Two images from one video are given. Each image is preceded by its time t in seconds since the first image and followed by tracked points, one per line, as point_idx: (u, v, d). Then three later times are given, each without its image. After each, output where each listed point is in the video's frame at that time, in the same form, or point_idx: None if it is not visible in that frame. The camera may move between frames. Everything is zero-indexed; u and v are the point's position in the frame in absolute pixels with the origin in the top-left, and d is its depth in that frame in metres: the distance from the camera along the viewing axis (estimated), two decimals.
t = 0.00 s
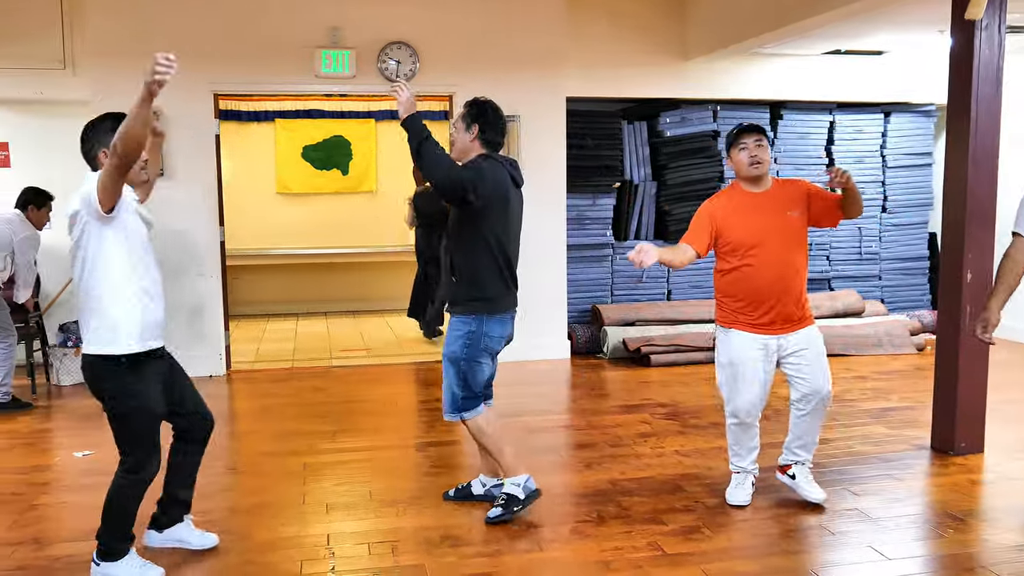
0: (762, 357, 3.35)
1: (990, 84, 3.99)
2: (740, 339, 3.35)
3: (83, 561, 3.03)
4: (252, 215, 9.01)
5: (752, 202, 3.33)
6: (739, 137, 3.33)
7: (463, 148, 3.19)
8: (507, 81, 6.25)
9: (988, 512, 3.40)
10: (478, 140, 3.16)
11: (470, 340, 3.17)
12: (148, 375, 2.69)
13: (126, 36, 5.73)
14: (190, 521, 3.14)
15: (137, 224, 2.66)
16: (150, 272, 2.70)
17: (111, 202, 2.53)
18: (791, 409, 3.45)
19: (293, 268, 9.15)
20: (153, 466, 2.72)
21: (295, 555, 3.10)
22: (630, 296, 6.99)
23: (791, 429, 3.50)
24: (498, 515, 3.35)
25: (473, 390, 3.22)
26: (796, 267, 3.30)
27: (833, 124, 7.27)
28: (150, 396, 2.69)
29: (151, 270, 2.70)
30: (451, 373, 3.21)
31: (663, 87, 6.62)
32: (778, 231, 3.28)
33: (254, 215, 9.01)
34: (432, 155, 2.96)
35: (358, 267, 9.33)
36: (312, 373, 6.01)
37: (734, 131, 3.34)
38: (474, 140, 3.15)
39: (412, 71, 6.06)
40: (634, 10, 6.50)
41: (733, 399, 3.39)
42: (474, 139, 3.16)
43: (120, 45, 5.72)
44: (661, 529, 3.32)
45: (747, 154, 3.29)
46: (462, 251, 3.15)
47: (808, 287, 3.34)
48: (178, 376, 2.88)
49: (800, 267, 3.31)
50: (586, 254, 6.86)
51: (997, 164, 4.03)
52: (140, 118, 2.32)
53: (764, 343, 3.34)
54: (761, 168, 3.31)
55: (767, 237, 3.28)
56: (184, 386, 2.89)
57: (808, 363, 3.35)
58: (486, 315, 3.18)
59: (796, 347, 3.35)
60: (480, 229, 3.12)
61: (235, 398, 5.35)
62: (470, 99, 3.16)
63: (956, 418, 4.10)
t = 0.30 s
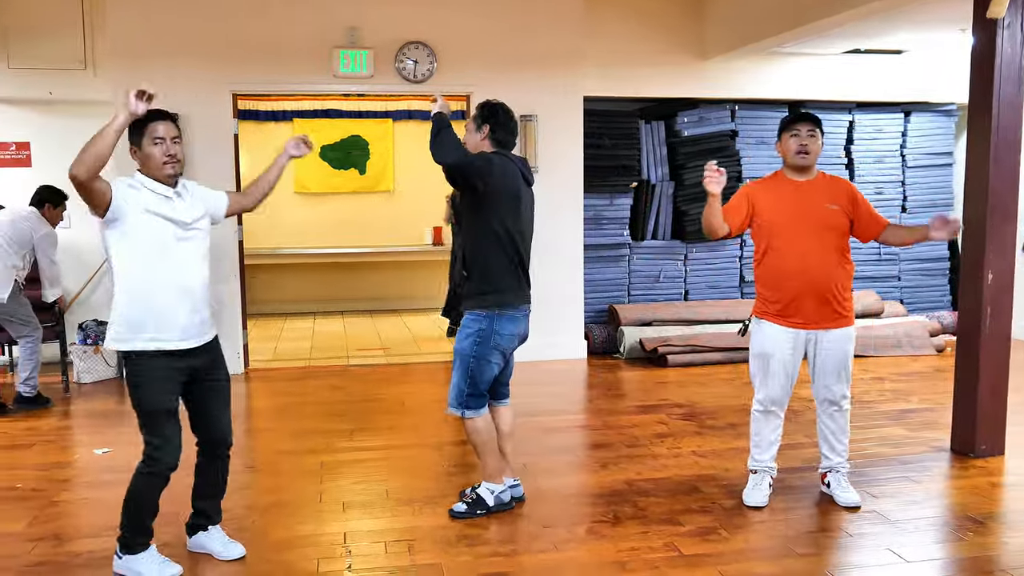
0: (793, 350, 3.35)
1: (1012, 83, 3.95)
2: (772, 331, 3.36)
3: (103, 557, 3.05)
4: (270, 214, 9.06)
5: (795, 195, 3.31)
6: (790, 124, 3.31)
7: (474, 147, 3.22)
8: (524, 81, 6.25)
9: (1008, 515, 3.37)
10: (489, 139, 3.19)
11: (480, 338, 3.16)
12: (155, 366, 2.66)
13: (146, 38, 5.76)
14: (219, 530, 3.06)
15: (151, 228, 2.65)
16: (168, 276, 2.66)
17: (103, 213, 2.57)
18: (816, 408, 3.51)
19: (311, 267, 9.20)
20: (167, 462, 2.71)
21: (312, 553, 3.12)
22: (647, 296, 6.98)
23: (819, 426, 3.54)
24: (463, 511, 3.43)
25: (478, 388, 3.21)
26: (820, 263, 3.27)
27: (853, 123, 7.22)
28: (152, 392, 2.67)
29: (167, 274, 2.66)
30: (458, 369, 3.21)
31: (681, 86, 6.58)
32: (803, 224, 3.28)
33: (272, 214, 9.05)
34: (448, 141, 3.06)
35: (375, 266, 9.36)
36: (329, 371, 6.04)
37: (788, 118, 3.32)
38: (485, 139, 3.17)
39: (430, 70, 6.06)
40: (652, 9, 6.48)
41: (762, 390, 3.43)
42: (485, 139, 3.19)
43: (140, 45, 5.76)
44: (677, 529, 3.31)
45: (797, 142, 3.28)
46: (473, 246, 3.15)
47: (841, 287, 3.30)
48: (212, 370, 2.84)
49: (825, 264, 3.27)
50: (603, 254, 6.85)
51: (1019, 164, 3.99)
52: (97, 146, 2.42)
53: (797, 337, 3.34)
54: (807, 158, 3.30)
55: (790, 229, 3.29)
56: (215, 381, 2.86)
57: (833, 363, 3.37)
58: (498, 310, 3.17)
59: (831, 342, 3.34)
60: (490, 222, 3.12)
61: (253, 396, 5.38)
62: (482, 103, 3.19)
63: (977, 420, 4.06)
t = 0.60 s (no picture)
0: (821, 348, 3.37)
1: None
2: (800, 326, 3.38)
3: (120, 550, 3.08)
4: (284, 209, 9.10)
5: (832, 193, 3.29)
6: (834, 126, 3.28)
7: (485, 144, 3.21)
8: (537, 76, 6.24)
9: None
10: (500, 136, 3.19)
11: (494, 333, 3.17)
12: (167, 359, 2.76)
13: (161, 34, 5.78)
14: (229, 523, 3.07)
15: (165, 227, 2.71)
16: (184, 274, 2.71)
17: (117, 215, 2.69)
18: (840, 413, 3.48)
19: (325, 262, 9.23)
20: (174, 450, 2.80)
21: (326, 547, 3.13)
22: (661, 292, 6.96)
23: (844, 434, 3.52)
24: (485, 506, 3.41)
25: (493, 384, 3.21)
26: (845, 261, 3.25)
27: (869, 119, 7.17)
28: (161, 382, 2.77)
29: (183, 273, 2.71)
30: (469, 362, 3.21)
31: (695, 82, 6.55)
32: (830, 222, 3.27)
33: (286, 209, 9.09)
34: (469, 145, 2.98)
35: (389, 261, 9.39)
36: (343, 366, 6.06)
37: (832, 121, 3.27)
38: (496, 135, 3.17)
39: (443, 66, 6.06)
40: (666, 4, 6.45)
41: (787, 383, 3.44)
42: (495, 135, 3.19)
43: (155, 42, 5.78)
44: (690, 526, 3.31)
45: (840, 144, 3.23)
46: (491, 246, 3.14)
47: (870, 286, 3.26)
48: (236, 367, 2.86)
49: (851, 262, 3.25)
50: (617, 250, 6.84)
51: None
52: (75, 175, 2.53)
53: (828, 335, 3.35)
54: (848, 162, 3.25)
55: (822, 228, 3.29)
56: (240, 379, 2.86)
57: (861, 365, 3.34)
58: (516, 307, 3.18)
59: (863, 341, 3.31)
60: (506, 219, 3.12)
61: (267, 391, 5.40)
62: (492, 97, 3.18)
63: (993, 418, 4.04)
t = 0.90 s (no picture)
0: (839, 337, 3.35)
1: None
2: (819, 319, 3.36)
3: (137, 539, 3.10)
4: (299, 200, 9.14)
5: (847, 183, 3.27)
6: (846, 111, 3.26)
7: (495, 134, 3.19)
8: (551, 68, 6.22)
9: None
10: (510, 124, 3.16)
11: (515, 324, 3.18)
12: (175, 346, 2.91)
13: (177, 26, 5.79)
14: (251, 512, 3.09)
15: (177, 218, 2.82)
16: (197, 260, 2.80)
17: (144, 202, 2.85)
18: (855, 398, 3.46)
19: (339, 254, 9.26)
20: (185, 432, 2.96)
21: (340, 537, 3.15)
22: (675, 284, 6.95)
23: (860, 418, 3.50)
24: (504, 502, 3.42)
25: (523, 374, 3.24)
26: (854, 253, 3.24)
27: (885, 110, 7.12)
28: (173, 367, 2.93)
29: (196, 259, 2.81)
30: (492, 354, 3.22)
31: (711, 73, 6.50)
32: (844, 215, 3.26)
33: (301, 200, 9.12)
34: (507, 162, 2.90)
35: (403, 253, 9.40)
36: (358, 358, 6.08)
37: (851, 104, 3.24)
38: (505, 124, 3.15)
39: (458, 57, 6.06)
40: None
41: (811, 376, 3.44)
42: (506, 125, 3.16)
43: (171, 35, 5.79)
44: (703, 518, 3.30)
45: (855, 131, 3.22)
46: (504, 237, 3.14)
47: (878, 279, 3.25)
48: (234, 359, 2.89)
49: (858, 253, 3.24)
50: (631, 242, 6.83)
51: None
52: (84, 172, 2.73)
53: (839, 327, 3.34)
54: (863, 148, 3.25)
55: (835, 219, 3.27)
56: (234, 370, 2.90)
57: (878, 355, 3.34)
58: (529, 298, 3.19)
59: (875, 329, 3.32)
60: (525, 215, 3.12)
61: (281, 382, 5.43)
62: (501, 82, 3.13)
63: (1010, 412, 4.01)
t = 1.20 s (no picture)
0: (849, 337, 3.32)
1: None
2: (829, 317, 3.34)
3: (154, 531, 3.13)
4: (314, 194, 9.18)
5: (856, 182, 3.25)
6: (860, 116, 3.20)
7: (503, 138, 3.17)
8: (567, 62, 6.21)
9: None
10: (519, 129, 3.16)
11: (517, 324, 3.18)
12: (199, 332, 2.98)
13: (193, 22, 5.82)
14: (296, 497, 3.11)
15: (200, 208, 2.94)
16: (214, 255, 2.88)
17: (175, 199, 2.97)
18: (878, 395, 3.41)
19: (353, 248, 9.28)
20: (208, 419, 3.01)
21: (354, 531, 3.16)
22: (690, 279, 6.93)
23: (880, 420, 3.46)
24: (518, 496, 3.41)
25: (524, 374, 3.24)
26: (862, 247, 3.23)
27: (903, 104, 7.05)
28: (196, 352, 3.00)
29: (212, 248, 2.89)
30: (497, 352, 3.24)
31: (727, 67, 6.46)
32: (852, 212, 3.23)
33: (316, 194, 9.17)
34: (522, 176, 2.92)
35: (417, 247, 9.41)
36: (373, 352, 6.10)
37: (880, 113, 3.14)
38: (513, 129, 3.14)
39: (473, 52, 6.06)
40: None
41: (821, 377, 3.41)
42: (515, 129, 3.16)
43: (188, 30, 5.82)
44: (718, 513, 3.30)
45: (871, 143, 3.19)
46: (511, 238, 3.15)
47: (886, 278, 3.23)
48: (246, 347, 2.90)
49: (868, 253, 3.22)
50: (646, 237, 6.81)
51: None
52: (129, 168, 2.91)
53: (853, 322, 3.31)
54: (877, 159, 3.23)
55: (846, 220, 3.24)
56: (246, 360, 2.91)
57: (892, 345, 3.29)
58: (535, 299, 3.19)
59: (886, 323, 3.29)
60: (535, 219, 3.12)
61: (296, 376, 5.45)
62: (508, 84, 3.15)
63: None
